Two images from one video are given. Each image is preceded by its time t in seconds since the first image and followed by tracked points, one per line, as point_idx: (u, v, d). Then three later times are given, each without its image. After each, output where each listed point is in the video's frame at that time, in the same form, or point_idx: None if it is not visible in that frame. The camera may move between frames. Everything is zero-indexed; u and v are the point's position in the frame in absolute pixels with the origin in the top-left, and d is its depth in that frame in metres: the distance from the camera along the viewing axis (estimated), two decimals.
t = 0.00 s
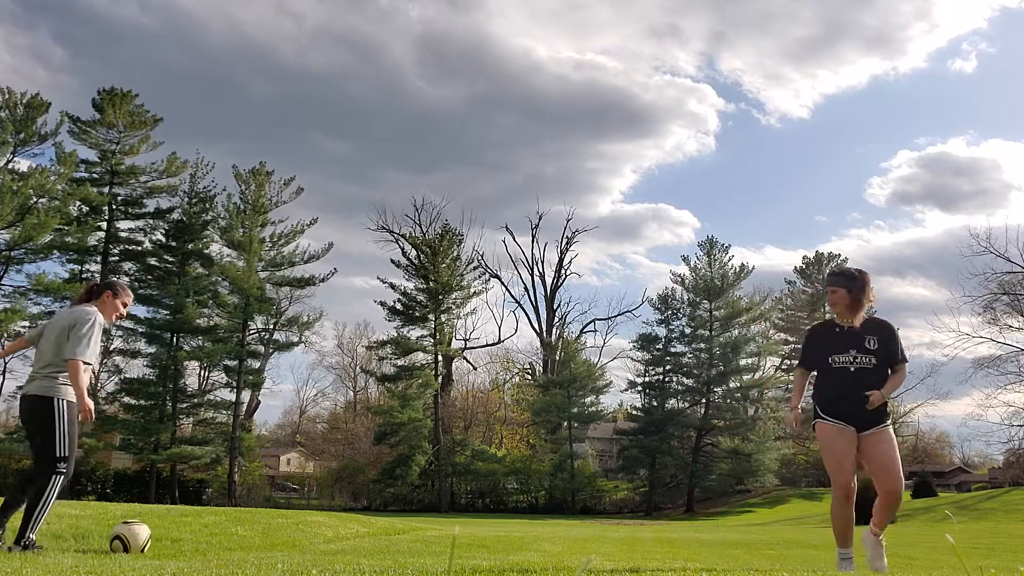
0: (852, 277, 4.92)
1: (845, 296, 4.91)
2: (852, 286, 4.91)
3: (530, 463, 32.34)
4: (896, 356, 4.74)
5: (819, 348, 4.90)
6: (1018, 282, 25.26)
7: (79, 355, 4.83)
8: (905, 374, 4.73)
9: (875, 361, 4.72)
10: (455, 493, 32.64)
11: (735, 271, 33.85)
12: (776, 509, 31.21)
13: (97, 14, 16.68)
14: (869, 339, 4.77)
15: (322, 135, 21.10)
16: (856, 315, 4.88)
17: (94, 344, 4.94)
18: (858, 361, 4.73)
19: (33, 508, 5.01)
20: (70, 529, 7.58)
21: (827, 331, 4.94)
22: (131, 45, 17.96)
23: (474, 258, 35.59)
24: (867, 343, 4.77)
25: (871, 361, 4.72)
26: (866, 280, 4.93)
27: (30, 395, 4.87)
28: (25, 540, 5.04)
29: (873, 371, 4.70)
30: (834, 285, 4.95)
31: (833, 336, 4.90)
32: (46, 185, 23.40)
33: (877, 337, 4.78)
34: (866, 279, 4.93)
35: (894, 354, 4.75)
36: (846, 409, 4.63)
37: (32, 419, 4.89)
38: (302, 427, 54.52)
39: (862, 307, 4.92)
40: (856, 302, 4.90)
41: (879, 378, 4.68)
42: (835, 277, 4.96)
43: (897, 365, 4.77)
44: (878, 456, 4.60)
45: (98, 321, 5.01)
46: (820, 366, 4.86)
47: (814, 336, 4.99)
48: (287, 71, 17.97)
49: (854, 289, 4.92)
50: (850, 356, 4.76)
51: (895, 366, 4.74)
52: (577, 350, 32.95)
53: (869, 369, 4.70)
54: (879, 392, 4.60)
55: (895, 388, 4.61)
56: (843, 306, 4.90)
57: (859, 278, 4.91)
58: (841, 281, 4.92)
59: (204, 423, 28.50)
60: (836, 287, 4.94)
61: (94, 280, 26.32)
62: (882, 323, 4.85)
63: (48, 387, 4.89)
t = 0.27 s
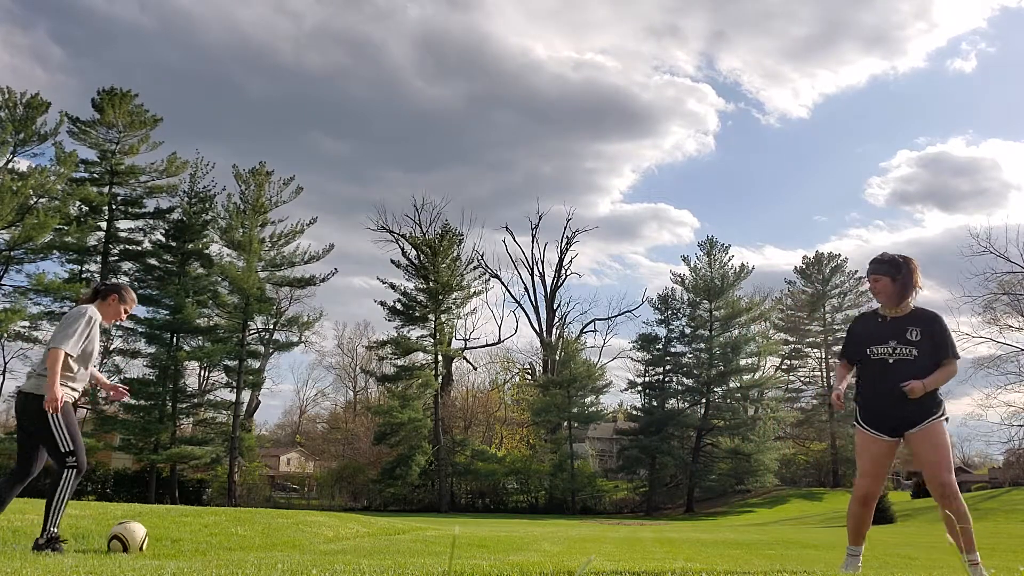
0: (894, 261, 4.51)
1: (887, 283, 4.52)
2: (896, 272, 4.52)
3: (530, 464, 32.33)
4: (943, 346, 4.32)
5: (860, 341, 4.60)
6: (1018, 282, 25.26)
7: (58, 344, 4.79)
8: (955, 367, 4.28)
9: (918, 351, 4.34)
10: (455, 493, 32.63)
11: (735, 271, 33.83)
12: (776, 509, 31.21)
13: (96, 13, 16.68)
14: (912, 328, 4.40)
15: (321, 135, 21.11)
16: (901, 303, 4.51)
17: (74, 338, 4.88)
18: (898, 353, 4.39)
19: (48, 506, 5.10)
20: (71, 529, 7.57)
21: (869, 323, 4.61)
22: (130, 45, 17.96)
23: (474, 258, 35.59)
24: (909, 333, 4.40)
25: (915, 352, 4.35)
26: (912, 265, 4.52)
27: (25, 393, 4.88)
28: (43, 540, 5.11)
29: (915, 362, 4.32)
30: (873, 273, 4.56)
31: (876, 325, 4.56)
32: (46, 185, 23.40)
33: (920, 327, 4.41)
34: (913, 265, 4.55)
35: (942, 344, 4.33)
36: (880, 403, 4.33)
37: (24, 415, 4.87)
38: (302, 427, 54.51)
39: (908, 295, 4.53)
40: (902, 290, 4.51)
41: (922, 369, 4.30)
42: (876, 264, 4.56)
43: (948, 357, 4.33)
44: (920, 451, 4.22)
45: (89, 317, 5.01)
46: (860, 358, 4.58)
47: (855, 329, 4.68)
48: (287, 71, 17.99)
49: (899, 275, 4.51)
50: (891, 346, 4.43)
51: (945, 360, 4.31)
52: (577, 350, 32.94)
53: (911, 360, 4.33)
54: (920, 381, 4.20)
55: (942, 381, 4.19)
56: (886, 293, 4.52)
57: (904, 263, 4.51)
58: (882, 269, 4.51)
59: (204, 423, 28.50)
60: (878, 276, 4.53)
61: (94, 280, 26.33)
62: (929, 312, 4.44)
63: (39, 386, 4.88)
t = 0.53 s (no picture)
0: (909, 241, 4.17)
1: (907, 264, 4.15)
2: (916, 254, 4.16)
3: (530, 464, 32.34)
4: (970, 328, 3.91)
5: (882, 327, 4.25)
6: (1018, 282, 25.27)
7: (64, 346, 4.83)
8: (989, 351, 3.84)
9: (941, 333, 3.94)
10: (455, 493, 32.64)
11: (735, 271, 33.83)
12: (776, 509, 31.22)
13: (95, 13, 16.67)
14: (934, 310, 4.02)
15: (321, 135, 21.10)
16: (924, 284, 4.13)
17: (78, 341, 4.91)
18: (918, 337, 4.02)
19: (52, 518, 5.07)
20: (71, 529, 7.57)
21: (891, 308, 4.25)
22: (130, 45, 17.95)
23: (474, 258, 35.59)
24: (930, 314, 4.03)
25: (936, 334, 3.96)
26: (935, 243, 4.15)
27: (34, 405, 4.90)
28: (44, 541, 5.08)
29: (939, 345, 3.93)
30: (892, 255, 4.19)
31: (897, 311, 4.20)
32: (46, 185, 23.39)
33: (943, 309, 4.02)
34: (935, 244, 4.18)
35: (970, 325, 3.92)
36: (898, 387, 3.93)
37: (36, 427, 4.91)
38: (302, 427, 54.53)
39: (932, 276, 4.15)
40: (924, 270, 4.14)
41: (945, 354, 3.89)
42: (893, 246, 4.22)
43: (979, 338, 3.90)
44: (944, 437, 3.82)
45: (87, 323, 5.01)
46: (884, 345, 4.22)
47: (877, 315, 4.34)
48: (287, 71, 17.99)
49: (917, 256, 4.15)
50: (911, 330, 4.07)
51: (971, 345, 3.88)
52: (577, 350, 32.94)
53: (933, 344, 3.95)
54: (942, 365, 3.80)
55: (964, 365, 3.77)
56: (907, 276, 4.15)
57: (924, 242, 4.15)
58: (898, 251, 4.16)
59: (204, 423, 28.51)
60: (895, 257, 4.19)
61: (94, 280, 26.34)
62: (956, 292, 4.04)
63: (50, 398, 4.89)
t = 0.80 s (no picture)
0: (907, 235, 4.11)
1: (908, 259, 4.11)
2: (916, 247, 4.11)
3: (530, 464, 32.33)
4: (974, 321, 3.84)
5: (889, 322, 4.25)
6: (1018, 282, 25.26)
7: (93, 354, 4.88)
8: (999, 344, 3.73)
9: (944, 328, 3.90)
10: (455, 493, 32.64)
11: (735, 271, 33.83)
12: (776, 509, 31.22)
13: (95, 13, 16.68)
14: (935, 304, 3.99)
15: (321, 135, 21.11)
16: (927, 277, 4.08)
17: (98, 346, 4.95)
18: (920, 334, 4.01)
19: (52, 515, 5.05)
20: (71, 529, 7.56)
21: (896, 303, 4.24)
22: (130, 45, 17.97)
23: (474, 258, 35.62)
24: (931, 309, 4.00)
25: (940, 329, 3.93)
26: (935, 235, 4.09)
27: (44, 403, 4.89)
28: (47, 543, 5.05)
29: (941, 341, 3.90)
30: (892, 249, 4.15)
31: (901, 306, 4.19)
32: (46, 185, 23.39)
33: (945, 303, 3.97)
34: (937, 235, 4.11)
35: (975, 318, 3.84)
36: (906, 388, 3.97)
37: (45, 425, 4.91)
38: (302, 427, 54.52)
39: (934, 270, 4.10)
40: (925, 264, 4.08)
41: (948, 350, 3.85)
42: (893, 241, 4.18)
43: (985, 330, 3.81)
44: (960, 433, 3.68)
45: (96, 325, 5.03)
46: (892, 342, 4.23)
47: (886, 310, 4.33)
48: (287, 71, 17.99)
49: (916, 250, 4.09)
50: (913, 326, 4.06)
51: (976, 340, 3.79)
52: (577, 350, 32.94)
53: (935, 340, 3.93)
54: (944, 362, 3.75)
55: (968, 362, 3.69)
56: (909, 270, 4.11)
57: (923, 234, 4.09)
58: (897, 246, 4.11)
59: (204, 423, 28.52)
60: (895, 252, 4.14)
61: (94, 280, 26.35)
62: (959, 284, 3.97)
63: (57, 397, 4.90)
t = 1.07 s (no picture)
0: (915, 229, 3.96)
1: (920, 253, 3.97)
2: (927, 240, 3.96)
3: (530, 464, 32.32)
4: (989, 316, 3.71)
5: (905, 317, 4.17)
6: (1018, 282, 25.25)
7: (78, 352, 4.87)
8: (1017, 339, 3.58)
9: (958, 324, 3.80)
10: (455, 493, 32.64)
11: (735, 271, 33.83)
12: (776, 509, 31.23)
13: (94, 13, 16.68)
14: (948, 300, 3.88)
15: (321, 134, 21.11)
16: (940, 271, 3.96)
17: (84, 342, 4.94)
18: (933, 331, 3.94)
19: (45, 512, 5.05)
20: (71, 529, 7.56)
21: (911, 297, 4.14)
22: (129, 45, 17.96)
23: (474, 258, 35.61)
24: (946, 305, 3.90)
25: (954, 325, 3.83)
26: (947, 225, 3.93)
27: (38, 398, 4.95)
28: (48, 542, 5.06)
29: (955, 338, 3.81)
30: (903, 244, 4.02)
31: (918, 302, 4.08)
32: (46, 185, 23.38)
33: (958, 298, 3.85)
34: (949, 225, 3.95)
35: (990, 313, 3.71)
36: (921, 387, 3.93)
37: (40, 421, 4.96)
38: (302, 427, 54.53)
39: (948, 261, 3.96)
40: (939, 256, 3.94)
41: (962, 347, 3.76)
42: (902, 235, 4.05)
43: (1002, 325, 3.68)
44: (975, 432, 3.58)
45: (87, 318, 5.04)
46: (910, 337, 4.16)
47: (903, 303, 4.25)
48: (287, 71, 17.98)
49: (926, 243, 3.95)
50: (927, 323, 3.98)
51: (991, 336, 3.67)
52: (577, 350, 32.93)
53: (949, 338, 3.84)
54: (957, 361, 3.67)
55: (980, 360, 3.58)
56: (921, 265, 3.98)
57: (934, 225, 3.93)
58: (906, 241, 3.98)
59: (204, 423, 28.51)
60: (905, 247, 4.02)
61: (94, 280, 26.35)
62: (975, 277, 3.83)
63: (50, 392, 4.93)
